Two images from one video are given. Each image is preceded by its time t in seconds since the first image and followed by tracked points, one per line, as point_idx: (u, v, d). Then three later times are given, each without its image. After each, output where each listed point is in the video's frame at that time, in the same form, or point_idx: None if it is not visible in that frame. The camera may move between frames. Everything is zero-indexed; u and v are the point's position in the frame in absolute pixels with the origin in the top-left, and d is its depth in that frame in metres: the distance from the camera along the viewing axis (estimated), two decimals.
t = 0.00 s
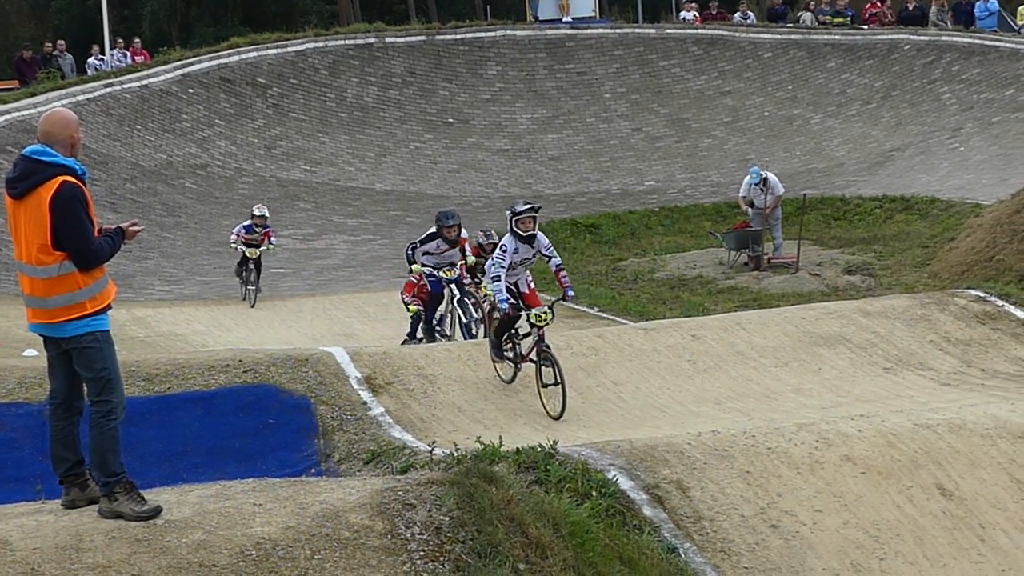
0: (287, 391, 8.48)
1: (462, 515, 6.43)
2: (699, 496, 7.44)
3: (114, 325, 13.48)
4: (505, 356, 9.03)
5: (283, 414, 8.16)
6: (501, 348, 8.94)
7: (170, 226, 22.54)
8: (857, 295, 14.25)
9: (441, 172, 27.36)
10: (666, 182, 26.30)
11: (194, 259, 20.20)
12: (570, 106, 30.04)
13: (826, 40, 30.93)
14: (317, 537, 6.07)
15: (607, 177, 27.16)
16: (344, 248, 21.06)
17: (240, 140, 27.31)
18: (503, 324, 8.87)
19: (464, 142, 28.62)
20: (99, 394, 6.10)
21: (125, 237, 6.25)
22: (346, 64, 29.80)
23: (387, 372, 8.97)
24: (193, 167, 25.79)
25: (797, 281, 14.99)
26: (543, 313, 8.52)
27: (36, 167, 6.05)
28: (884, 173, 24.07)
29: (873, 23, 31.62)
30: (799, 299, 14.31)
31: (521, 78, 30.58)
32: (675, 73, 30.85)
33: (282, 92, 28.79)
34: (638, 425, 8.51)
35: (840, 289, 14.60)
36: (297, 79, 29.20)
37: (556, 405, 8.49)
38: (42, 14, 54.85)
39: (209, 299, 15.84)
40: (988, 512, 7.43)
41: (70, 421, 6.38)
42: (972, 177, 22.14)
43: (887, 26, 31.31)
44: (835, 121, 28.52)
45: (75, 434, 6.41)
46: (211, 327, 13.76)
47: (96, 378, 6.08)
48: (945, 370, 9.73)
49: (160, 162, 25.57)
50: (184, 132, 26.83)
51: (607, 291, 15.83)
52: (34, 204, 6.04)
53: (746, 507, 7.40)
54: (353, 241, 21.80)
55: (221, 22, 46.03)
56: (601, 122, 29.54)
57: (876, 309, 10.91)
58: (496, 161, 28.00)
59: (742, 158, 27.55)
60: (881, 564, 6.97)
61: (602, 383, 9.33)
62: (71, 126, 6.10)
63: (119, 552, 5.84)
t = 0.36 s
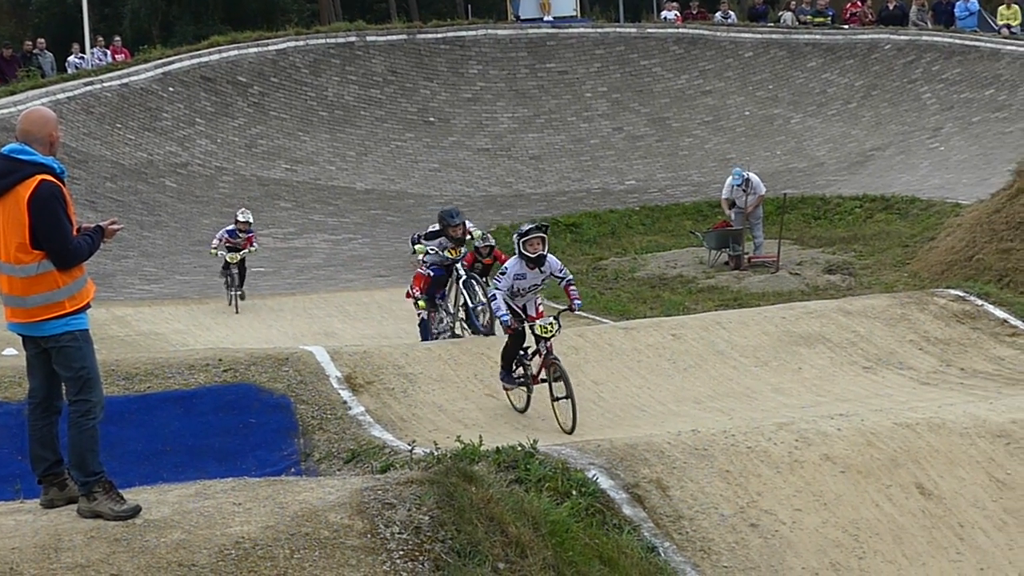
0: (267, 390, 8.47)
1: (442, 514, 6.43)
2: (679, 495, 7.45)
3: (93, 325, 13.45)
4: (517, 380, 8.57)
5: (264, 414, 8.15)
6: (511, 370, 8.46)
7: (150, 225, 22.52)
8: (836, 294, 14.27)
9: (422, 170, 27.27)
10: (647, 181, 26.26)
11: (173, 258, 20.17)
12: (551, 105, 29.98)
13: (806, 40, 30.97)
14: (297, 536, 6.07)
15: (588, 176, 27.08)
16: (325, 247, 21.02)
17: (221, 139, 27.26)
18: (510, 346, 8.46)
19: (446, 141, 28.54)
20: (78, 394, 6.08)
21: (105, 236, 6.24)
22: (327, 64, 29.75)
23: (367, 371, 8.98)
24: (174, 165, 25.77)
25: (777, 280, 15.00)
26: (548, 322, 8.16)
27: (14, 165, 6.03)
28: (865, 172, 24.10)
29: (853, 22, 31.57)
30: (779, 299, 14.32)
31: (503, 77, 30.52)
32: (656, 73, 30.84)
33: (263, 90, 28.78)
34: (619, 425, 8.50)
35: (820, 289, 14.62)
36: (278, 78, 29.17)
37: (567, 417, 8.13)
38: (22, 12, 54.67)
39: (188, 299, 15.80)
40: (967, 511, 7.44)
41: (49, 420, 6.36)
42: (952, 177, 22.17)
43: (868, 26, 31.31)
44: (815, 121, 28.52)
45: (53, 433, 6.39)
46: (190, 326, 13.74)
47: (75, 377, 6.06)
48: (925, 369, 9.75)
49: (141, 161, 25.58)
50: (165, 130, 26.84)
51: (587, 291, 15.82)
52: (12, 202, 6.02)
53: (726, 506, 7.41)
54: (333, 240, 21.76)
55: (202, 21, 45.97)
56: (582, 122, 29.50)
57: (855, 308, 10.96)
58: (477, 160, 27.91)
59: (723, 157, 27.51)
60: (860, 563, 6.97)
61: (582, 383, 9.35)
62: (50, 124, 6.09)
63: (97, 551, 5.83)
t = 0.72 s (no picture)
0: (241, 391, 8.47)
1: (416, 515, 6.43)
2: (653, 496, 7.46)
3: (67, 326, 13.43)
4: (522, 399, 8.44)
5: (237, 415, 8.14)
6: (515, 387, 8.31)
7: (124, 226, 22.51)
8: (810, 296, 14.34)
9: (397, 172, 27.21)
10: (622, 183, 26.23)
11: (147, 259, 20.14)
12: (525, 107, 29.93)
13: (781, 41, 30.78)
14: (270, 537, 6.07)
15: (563, 177, 27.03)
16: (300, 248, 20.99)
17: (195, 140, 27.20)
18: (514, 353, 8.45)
19: (421, 142, 28.49)
20: (50, 396, 6.04)
21: (78, 238, 6.20)
22: (301, 65, 29.82)
23: (342, 373, 8.99)
24: (147, 167, 25.75)
25: (751, 281, 15.06)
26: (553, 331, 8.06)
27: None
28: (838, 174, 24.17)
29: (827, 24, 31.14)
30: (754, 300, 14.37)
31: (477, 78, 30.59)
32: (631, 74, 30.85)
33: (237, 92, 28.78)
34: (593, 426, 8.54)
35: (794, 290, 14.69)
36: (252, 79, 29.22)
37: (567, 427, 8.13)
38: None
39: (162, 300, 15.79)
40: (939, 512, 7.45)
41: (21, 422, 6.32)
42: (926, 178, 22.24)
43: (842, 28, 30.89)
44: (789, 122, 28.50)
45: (25, 436, 6.36)
46: (164, 327, 13.74)
47: (47, 379, 6.02)
48: (898, 370, 9.80)
49: (114, 162, 25.57)
50: (139, 132, 26.83)
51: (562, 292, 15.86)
52: None
53: (700, 507, 7.42)
54: (309, 241, 21.72)
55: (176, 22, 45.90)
56: (557, 123, 29.45)
57: (829, 309, 11.03)
58: (451, 161, 27.88)
59: (698, 159, 27.49)
60: (834, 563, 6.99)
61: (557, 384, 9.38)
62: (21, 125, 6.03)
63: (70, 554, 5.81)
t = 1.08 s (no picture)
0: (214, 390, 8.45)
1: (389, 515, 6.43)
2: (627, 495, 7.47)
3: (39, 325, 13.38)
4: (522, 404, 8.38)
5: (211, 415, 8.11)
6: (517, 392, 8.16)
7: (96, 225, 22.44)
8: (784, 295, 14.41)
9: (371, 170, 27.17)
10: (595, 182, 26.21)
11: (120, 258, 20.08)
12: (499, 106, 29.91)
13: (754, 41, 30.84)
14: (243, 537, 6.07)
15: (536, 176, 26.98)
16: (273, 247, 20.94)
17: (168, 139, 27.13)
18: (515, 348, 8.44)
19: (394, 141, 28.45)
20: (22, 395, 5.99)
21: (49, 237, 6.19)
22: (275, 63, 29.78)
23: (315, 372, 8.99)
24: (120, 165, 25.67)
25: (725, 281, 15.05)
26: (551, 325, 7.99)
27: None
28: (812, 173, 24.23)
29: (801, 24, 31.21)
30: (727, 299, 14.39)
31: (451, 77, 30.54)
32: (604, 74, 30.91)
33: (210, 90, 28.71)
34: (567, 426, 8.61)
35: (768, 289, 14.73)
36: (226, 78, 29.15)
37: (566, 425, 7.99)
38: None
39: (134, 299, 15.76)
40: (912, 510, 7.47)
41: None
42: (899, 178, 22.29)
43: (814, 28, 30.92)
44: (762, 122, 28.48)
45: None
46: (136, 326, 13.72)
47: (18, 378, 5.97)
48: (871, 369, 9.85)
49: (86, 160, 25.46)
50: (112, 130, 26.75)
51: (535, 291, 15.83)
52: None
53: (673, 506, 7.43)
54: (283, 240, 21.68)
55: (149, 21, 45.79)
56: (530, 122, 29.40)
57: (803, 309, 11.11)
58: (425, 160, 27.86)
59: (671, 158, 27.49)
60: (807, 562, 7.00)
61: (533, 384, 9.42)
62: None
63: (41, 553, 5.80)
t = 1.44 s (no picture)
0: (191, 391, 8.44)
1: (365, 516, 6.44)
2: (603, 496, 7.47)
3: (13, 327, 13.35)
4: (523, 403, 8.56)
5: (187, 416, 8.11)
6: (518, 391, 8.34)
7: (72, 225, 22.38)
8: (760, 296, 14.54)
9: (348, 171, 27.15)
10: (572, 183, 26.21)
11: (96, 259, 20.03)
12: (476, 107, 29.90)
13: (730, 42, 30.80)
14: (219, 538, 6.07)
15: (513, 177, 26.95)
16: (249, 248, 20.89)
17: (144, 140, 27.09)
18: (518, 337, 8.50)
19: (371, 142, 28.41)
20: None
21: (25, 238, 6.10)
22: (251, 64, 29.61)
23: (292, 373, 8.99)
24: (96, 166, 25.60)
25: (702, 281, 15.08)
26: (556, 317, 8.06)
27: None
28: (788, 174, 24.28)
29: (777, 25, 31.15)
30: (704, 300, 14.42)
31: (428, 77, 30.48)
32: (581, 74, 30.80)
33: (187, 91, 28.59)
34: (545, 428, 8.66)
35: (744, 291, 14.81)
36: (202, 79, 28.98)
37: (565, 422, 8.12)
38: None
39: (110, 300, 15.75)
40: (887, 511, 7.50)
41: None
42: (874, 179, 22.36)
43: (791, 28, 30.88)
44: (739, 123, 28.50)
45: None
46: (112, 328, 13.71)
47: None
48: (847, 370, 9.93)
49: (62, 161, 25.38)
50: (87, 131, 26.65)
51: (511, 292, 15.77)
52: None
53: (650, 507, 7.44)
54: (260, 241, 21.64)
55: (125, 20, 45.62)
56: (507, 123, 29.38)
57: (779, 309, 11.20)
58: (402, 161, 27.84)
59: (647, 159, 27.50)
60: (783, 563, 7.02)
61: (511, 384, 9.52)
62: None
63: (17, 556, 5.80)
